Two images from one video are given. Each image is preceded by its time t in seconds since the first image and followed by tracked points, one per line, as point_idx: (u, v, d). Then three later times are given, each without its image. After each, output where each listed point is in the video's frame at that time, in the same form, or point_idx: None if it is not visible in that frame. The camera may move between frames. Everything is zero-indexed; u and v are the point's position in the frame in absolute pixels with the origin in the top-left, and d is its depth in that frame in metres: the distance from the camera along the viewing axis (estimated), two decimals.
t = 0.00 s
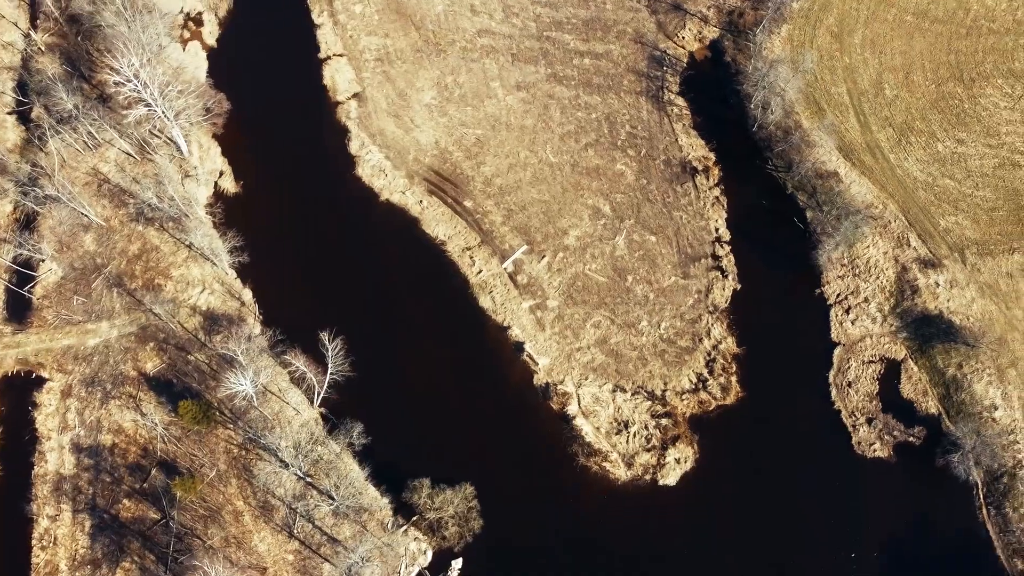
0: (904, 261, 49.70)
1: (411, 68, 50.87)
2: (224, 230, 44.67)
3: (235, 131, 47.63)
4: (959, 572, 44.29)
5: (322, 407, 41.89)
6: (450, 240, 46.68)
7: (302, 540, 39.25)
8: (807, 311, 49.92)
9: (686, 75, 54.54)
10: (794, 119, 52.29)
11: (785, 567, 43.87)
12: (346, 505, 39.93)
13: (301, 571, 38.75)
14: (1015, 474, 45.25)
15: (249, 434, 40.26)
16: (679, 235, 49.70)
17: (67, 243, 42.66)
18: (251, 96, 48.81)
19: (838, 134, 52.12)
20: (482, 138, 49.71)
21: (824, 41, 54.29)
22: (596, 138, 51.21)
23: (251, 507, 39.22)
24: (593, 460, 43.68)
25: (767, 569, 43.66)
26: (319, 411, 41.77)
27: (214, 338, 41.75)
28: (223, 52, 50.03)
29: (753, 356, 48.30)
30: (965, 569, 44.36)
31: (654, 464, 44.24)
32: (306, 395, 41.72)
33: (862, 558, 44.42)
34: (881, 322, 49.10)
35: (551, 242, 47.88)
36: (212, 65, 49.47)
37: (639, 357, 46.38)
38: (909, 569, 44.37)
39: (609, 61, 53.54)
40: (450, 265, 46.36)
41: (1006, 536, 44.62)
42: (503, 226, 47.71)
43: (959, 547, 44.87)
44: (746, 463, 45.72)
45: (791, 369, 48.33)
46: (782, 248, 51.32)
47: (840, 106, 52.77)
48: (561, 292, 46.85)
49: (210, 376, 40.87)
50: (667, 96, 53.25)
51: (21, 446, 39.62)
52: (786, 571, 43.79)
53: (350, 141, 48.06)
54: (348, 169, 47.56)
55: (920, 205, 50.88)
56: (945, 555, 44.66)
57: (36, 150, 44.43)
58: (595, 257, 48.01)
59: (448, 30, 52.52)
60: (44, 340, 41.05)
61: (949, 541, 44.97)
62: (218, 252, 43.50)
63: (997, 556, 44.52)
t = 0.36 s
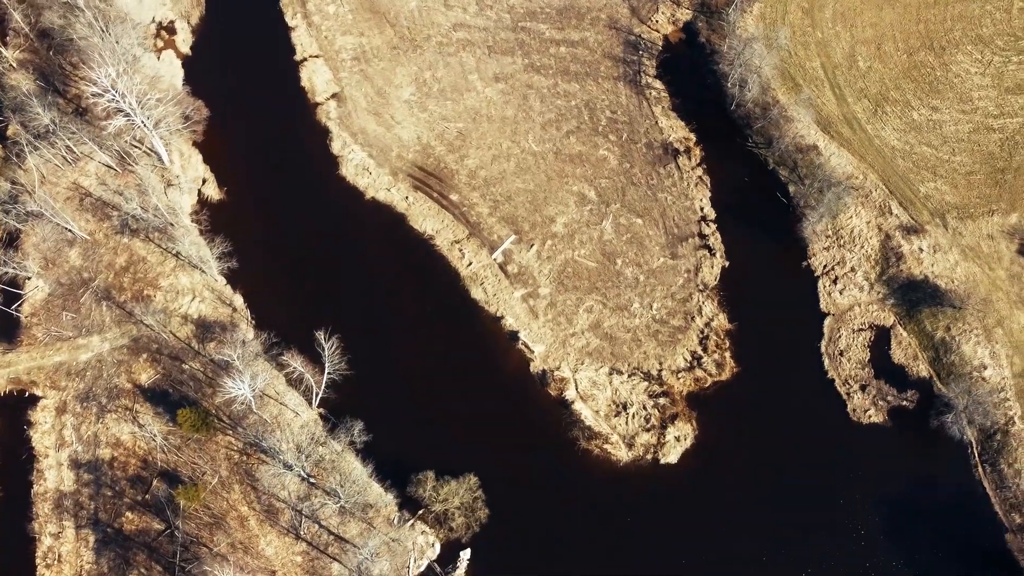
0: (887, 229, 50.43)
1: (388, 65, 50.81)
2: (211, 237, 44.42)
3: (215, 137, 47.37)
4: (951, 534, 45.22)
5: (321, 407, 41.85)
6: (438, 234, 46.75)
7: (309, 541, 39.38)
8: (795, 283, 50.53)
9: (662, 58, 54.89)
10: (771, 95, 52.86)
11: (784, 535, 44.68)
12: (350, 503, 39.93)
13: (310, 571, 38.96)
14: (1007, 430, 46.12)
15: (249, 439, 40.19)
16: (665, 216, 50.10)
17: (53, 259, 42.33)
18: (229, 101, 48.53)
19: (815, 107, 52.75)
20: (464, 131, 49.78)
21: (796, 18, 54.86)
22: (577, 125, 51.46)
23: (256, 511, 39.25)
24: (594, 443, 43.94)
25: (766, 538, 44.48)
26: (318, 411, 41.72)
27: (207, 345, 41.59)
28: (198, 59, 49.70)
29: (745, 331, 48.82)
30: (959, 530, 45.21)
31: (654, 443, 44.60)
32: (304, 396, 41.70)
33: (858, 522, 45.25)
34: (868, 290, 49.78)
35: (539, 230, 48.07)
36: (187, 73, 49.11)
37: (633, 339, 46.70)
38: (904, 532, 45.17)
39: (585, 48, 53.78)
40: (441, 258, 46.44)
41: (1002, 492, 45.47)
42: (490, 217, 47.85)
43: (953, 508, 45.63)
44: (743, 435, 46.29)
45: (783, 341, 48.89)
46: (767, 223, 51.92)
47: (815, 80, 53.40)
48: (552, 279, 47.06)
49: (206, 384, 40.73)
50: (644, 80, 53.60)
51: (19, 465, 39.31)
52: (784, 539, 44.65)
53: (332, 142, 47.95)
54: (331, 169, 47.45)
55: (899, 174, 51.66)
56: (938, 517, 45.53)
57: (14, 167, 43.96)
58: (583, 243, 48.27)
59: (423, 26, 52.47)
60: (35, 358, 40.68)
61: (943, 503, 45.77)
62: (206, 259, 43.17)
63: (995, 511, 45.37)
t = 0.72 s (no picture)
0: (868, 197, 51.20)
1: (364, 64, 50.74)
2: (197, 244, 44.21)
3: (194, 146, 47.14)
4: (947, 509, 45.47)
5: (319, 408, 41.84)
6: (425, 228, 46.80)
7: (316, 541, 39.30)
8: (780, 255, 51.16)
9: (636, 41, 55.25)
10: (745, 72, 53.51)
11: (781, 515, 44.55)
12: (355, 501, 39.94)
13: (319, 571, 38.87)
14: (995, 386, 47.07)
15: (249, 444, 40.14)
16: (650, 197, 50.50)
17: (38, 277, 41.97)
18: (206, 109, 48.29)
19: (789, 81, 53.40)
20: (444, 125, 49.86)
21: None
22: (556, 112, 51.71)
23: (261, 515, 39.20)
24: (593, 426, 44.22)
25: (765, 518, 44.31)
26: (316, 411, 41.71)
27: (200, 352, 41.40)
28: (172, 68, 49.40)
29: (735, 305, 49.37)
30: (954, 498, 45.67)
31: (652, 421, 45.02)
32: (302, 397, 41.65)
33: (857, 496, 45.32)
34: (853, 257, 50.52)
35: (525, 219, 48.27)
36: (162, 82, 48.77)
37: (625, 320, 47.04)
38: (901, 504, 45.34)
39: (559, 36, 54.03)
40: (431, 252, 46.46)
41: (995, 447, 46.38)
42: (476, 208, 47.97)
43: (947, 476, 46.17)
44: (739, 412, 46.56)
45: (772, 313, 49.49)
46: (749, 198, 52.54)
47: (787, 55, 54.07)
48: (541, 266, 47.29)
49: (201, 391, 40.54)
50: (620, 64, 53.98)
51: (17, 485, 38.96)
52: (783, 518, 44.45)
53: (312, 143, 47.82)
54: (314, 170, 47.33)
55: (875, 142, 52.44)
56: (934, 487, 45.91)
57: None
58: (570, 229, 48.53)
59: (396, 22, 52.42)
60: (26, 377, 40.28)
61: (937, 472, 46.19)
62: (195, 267, 43.16)
63: (990, 467, 46.16)
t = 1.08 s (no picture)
0: (847, 167, 51.91)
1: (340, 62, 50.57)
2: (183, 251, 43.88)
3: (174, 153, 46.79)
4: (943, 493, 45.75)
5: (317, 408, 41.73)
6: (412, 223, 46.81)
7: (323, 541, 39.40)
8: (764, 229, 51.71)
9: (610, 26, 55.52)
10: (720, 51, 53.97)
11: (781, 511, 44.49)
12: (359, 498, 40.04)
13: (328, 569, 39.03)
14: (982, 345, 47.95)
15: (249, 447, 40.02)
16: (633, 180, 50.83)
17: (24, 294, 41.59)
18: (183, 115, 47.96)
19: (764, 58, 53.91)
20: (424, 120, 49.87)
21: None
22: (536, 101, 51.90)
23: (266, 517, 39.17)
24: (591, 408, 44.53)
25: (763, 505, 44.48)
26: (314, 411, 41.63)
27: (194, 359, 41.21)
28: (146, 77, 49.02)
29: (723, 281, 49.83)
30: (950, 476, 46.03)
31: (650, 400, 45.39)
32: (300, 397, 41.47)
33: (853, 477, 45.65)
34: (836, 227, 51.20)
35: (512, 208, 48.41)
36: (137, 92, 48.39)
37: (617, 303, 47.33)
38: (898, 483, 45.67)
39: (534, 25, 54.18)
40: (421, 249, 46.44)
41: (986, 405, 47.27)
42: (462, 201, 48.04)
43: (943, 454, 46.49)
44: (735, 396, 46.77)
45: (760, 286, 50.00)
46: (731, 175, 53.06)
47: (760, 31, 54.56)
48: (530, 254, 47.47)
49: (198, 398, 40.38)
50: (596, 50, 54.27)
51: (17, 504, 38.62)
52: (781, 503, 44.66)
53: (293, 144, 47.66)
54: (296, 170, 47.20)
55: (851, 113, 53.10)
56: (930, 465, 46.23)
57: None
58: (556, 216, 48.73)
59: (370, 20, 52.25)
60: (18, 394, 39.89)
61: (933, 448, 46.55)
62: (183, 274, 42.90)
63: (982, 425, 47.11)
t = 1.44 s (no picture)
0: (824, 137, 52.59)
1: (316, 63, 50.41)
2: (170, 260, 43.63)
3: (154, 162, 46.45)
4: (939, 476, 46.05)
5: (316, 407, 41.74)
6: (398, 218, 46.82)
7: (330, 539, 39.41)
8: (747, 203, 52.26)
9: (583, 11, 55.75)
10: (692, 30, 54.42)
11: (778, 507, 44.44)
12: (363, 493, 40.07)
13: (337, 566, 39.10)
14: (967, 304, 48.83)
15: (250, 451, 39.94)
16: (615, 163, 51.17)
17: (11, 312, 41.16)
18: (160, 124, 47.60)
19: (736, 34, 54.43)
20: (404, 115, 49.87)
21: None
22: (513, 90, 52.06)
23: (271, 519, 39.13)
24: (589, 390, 44.85)
25: (760, 491, 44.66)
26: (313, 411, 41.61)
27: (188, 367, 41.01)
28: (120, 88, 48.58)
29: (710, 256, 50.32)
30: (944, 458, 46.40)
31: (645, 378, 45.76)
32: (297, 397, 41.33)
33: (851, 459, 45.90)
34: (818, 197, 51.86)
35: (496, 197, 48.57)
36: (112, 103, 47.95)
37: (607, 284, 47.63)
38: (894, 450, 46.24)
39: (507, 15, 54.31)
40: (411, 246, 46.44)
41: (974, 362, 48.17)
42: (447, 193, 48.10)
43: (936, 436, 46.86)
44: (730, 381, 46.98)
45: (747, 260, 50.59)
46: (711, 152, 53.59)
47: (731, 8, 55.07)
48: (518, 242, 47.65)
49: (194, 405, 40.20)
50: (570, 36, 54.55)
51: (17, 524, 38.24)
52: (778, 498, 44.65)
53: (274, 146, 47.48)
54: (278, 172, 47.03)
55: (825, 84, 53.78)
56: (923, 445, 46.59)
57: None
58: (541, 202, 48.95)
59: (342, 18, 52.08)
60: (10, 414, 39.47)
61: (926, 408, 47.41)
62: (171, 282, 42.79)
63: (972, 381, 48.02)
